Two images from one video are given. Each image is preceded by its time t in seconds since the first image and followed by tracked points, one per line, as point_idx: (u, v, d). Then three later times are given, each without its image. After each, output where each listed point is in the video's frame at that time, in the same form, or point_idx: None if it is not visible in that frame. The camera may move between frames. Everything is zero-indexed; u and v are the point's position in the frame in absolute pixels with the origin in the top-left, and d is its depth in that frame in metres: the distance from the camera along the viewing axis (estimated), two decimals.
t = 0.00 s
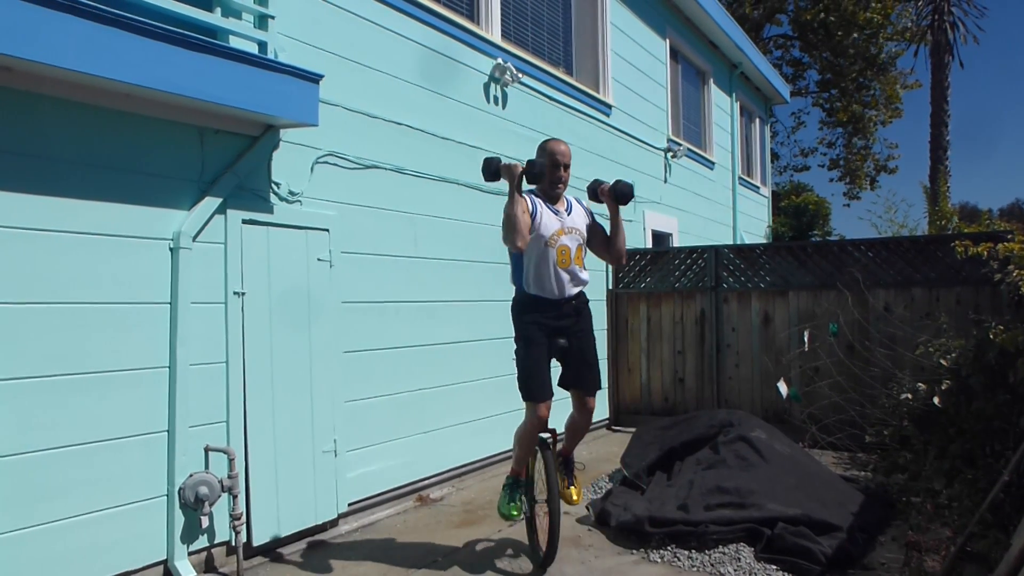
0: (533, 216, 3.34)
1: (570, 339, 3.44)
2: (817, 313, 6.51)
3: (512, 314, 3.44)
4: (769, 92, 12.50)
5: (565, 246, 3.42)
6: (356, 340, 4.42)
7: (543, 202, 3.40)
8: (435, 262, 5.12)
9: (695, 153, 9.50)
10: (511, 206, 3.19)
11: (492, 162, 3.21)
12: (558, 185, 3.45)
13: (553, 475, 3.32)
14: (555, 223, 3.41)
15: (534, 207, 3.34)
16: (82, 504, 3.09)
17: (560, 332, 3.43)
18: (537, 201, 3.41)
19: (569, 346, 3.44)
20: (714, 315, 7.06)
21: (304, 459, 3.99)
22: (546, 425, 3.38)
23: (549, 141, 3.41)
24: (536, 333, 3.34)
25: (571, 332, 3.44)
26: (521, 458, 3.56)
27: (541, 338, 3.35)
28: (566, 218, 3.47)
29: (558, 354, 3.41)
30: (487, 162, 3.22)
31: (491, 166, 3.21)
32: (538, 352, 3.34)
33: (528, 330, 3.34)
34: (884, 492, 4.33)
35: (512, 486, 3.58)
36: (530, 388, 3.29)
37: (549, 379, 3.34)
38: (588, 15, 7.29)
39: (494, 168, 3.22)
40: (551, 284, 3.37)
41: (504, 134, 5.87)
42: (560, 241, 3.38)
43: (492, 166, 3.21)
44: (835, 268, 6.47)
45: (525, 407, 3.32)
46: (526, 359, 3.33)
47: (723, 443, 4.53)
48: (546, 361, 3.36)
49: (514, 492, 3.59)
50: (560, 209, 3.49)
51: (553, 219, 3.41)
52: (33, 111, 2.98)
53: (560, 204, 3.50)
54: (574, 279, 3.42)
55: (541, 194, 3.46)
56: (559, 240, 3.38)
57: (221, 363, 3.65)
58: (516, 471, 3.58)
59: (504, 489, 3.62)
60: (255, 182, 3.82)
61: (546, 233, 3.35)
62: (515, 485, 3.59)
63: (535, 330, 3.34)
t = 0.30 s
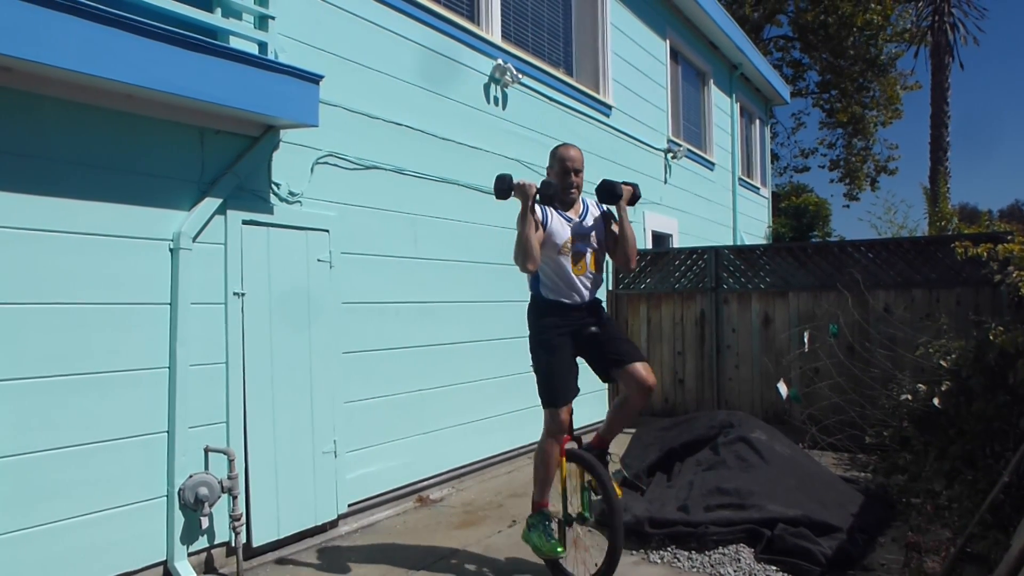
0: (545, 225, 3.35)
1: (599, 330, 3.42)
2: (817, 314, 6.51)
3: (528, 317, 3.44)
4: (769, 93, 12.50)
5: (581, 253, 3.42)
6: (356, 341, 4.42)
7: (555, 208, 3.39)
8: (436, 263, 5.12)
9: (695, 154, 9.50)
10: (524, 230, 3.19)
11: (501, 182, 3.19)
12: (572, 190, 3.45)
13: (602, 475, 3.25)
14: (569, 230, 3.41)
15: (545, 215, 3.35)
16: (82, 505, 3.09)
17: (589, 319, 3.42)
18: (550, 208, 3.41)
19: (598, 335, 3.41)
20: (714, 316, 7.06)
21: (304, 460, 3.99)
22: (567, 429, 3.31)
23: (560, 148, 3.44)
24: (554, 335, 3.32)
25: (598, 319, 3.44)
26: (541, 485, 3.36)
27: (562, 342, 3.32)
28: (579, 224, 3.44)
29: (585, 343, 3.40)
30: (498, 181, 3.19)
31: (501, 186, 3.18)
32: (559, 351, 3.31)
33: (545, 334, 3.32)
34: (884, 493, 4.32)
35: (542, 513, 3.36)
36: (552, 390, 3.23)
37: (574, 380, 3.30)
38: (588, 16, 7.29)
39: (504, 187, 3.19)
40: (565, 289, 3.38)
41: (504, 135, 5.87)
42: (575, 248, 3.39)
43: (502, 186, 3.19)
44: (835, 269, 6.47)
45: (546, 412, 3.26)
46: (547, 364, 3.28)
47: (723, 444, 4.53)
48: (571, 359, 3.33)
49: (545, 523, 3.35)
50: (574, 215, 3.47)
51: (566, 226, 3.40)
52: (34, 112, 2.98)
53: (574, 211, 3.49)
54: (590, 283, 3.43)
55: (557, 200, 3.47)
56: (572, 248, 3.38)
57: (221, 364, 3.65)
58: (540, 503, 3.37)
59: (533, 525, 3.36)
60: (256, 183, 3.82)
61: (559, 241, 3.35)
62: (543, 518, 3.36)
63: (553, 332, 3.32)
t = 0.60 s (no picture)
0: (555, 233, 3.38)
1: (620, 335, 3.33)
2: (817, 315, 6.51)
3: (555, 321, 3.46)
4: (769, 94, 12.51)
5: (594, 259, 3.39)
6: (356, 342, 4.42)
7: (566, 216, 3.43)
8: (435, 263, 5.12)
9: (695, 155, 9.51)
10: (534, 238, 3.26)
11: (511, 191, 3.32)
12: (585, 200, 3.43)
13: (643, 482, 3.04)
14: (581, 236, 3.41)
15: (557, 223, 3.39)
16: (82, 505, 3.09)
17: (609, 324, 3.33)
18: (564, 217, 3.44)
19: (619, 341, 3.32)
20: (714, 317, 7.07)
21: (304, 461, 3.99)
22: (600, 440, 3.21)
23: (574, 157, 3.43)
24: (574, 340, 3.29)
25: (619, 327, 3.34)
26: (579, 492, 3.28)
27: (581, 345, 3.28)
28: (593, 232, 3.44)
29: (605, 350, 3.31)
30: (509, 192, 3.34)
31: (511, 195, 3.32)
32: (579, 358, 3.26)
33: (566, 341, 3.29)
34: (883, 494, 4.33)
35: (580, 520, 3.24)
36: (575, 396, 3.19)
37: (599, 387, 3.22)
38: (588, 17, 7.29)
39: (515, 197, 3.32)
40: (579, 293, 3.38)
41: (504, 136, 5.87)
42: (585, 254, 3.37)
43: (513, 197, 3.32)
44: (835, 270, 6.46)
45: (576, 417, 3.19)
46: (568, 369, 3.25)
47: (723, 445, 4.53)
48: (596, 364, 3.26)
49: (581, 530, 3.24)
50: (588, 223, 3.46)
51: (578, 234, 3.41)
52: (34, 112, 2.98)
53: (588, 219, 3.48)
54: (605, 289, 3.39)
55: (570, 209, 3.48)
56: (585, 255, 3.37)
57: (221, 364, 3.65)
58: (578, 508, 3.27)
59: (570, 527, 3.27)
60: (256, 183, 3.83)
61: (568, 248, 3.37)
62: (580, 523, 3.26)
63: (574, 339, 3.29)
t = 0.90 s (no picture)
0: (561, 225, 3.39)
1: (613, 329, 3.34)
2: (816, 314, 6.51)
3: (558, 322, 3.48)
4: (768, 93, 12.51)
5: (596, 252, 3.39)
6: (356, 343, 4.43)
7: (572, 208, 3.43)
8: (435, 264, 5.13)
9: (694, 155, 9.52)
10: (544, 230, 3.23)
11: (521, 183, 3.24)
12: (590, 190, 3.44)
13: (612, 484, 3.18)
14: (586, 229, 3.41)
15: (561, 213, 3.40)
16: (83, 508, 3.09)
17: (603, 321, 3.36)
18: (569, 208, 3.44)
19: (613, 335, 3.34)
20: (714, 317, 7.07)
21: (305, 463, 3.99)
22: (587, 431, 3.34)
23: (580, 147, 3.42)
24: (573, 338, 3.35)
25: (612, 320, 3.37)
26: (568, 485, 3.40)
27: (576, 344, 3.34)
28: (598, 225, 3.44)
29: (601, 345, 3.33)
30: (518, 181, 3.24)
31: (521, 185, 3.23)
32: (575, 355, 3.33)
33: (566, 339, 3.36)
34: (884, 492, 4.33)
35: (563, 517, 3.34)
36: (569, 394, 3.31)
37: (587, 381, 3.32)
38: (587, 17, 7.29)
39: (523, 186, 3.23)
40: (582, 287, 3.40)
41: (503, 136, 5.88)
42: (589, 247, 3.38)
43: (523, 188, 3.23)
44: (835, 269, 6.45)
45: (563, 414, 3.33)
46: (562, 368, 3.34)
47: (723, 444, 4.53)
48: (587, 360, 3.35)
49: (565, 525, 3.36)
50: (593, 216, 3.47)
51: (583, 225, 3.41)
52: (33, 115, 2.99)
53: (593, 212, 3.48)
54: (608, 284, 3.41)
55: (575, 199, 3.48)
56: (588, 247, 3.38)
57: (221, 366, 3.65)
58: (564, 502, 3.38)
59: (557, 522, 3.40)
60: (255, 185, 3.83)
61: (574, 239, 3.38)
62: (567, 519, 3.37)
63: (573, 336, 3.35)
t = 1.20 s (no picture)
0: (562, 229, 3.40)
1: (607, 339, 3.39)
2: (815, 313, 6.51)
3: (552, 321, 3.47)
4: (766, 92, 12.53)
5: (596, 255, 3.41)
6: (355, 343, 4.43)
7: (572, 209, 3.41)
8: (434, 264, 5.13)
9: (693, 155, 9.53)
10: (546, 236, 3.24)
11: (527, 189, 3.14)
12: (591, 188, 3.43)
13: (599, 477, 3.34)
14: (587, 232, 3.42)
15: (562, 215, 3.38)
16: (83, 509, 3.10)
17: (598, 327, 3.40)
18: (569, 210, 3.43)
19: (606, 345, 3.40)
20: (713, 316, 7.08)
21: (304, 464, 4.00)
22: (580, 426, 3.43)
23: (580, 146, 3.41)
24: (568, 342, 3.38)
25: (608, 330, 3.41)
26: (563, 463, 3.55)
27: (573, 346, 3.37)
28: (600, 228, 3.44)
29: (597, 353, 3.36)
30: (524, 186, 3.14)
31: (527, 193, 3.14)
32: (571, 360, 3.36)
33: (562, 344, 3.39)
34: (883, 490, 4.34)
35: (558, 490, 3.52)
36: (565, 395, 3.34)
37: (585, 381, 3.36)
38: (585, 17, 7.30)
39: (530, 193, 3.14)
40: (581, 291, 3.41)
41: (501, 136, 5.88)
42: (590, 251, 3.39)
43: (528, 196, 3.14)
44: (833, 268, 6.46)
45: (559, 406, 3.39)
46: (559, 370, 3.37)
47: (723, 443, 4.55)
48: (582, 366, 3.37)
49: (559, 499, 3.53)
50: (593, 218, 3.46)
51: (584, 229, 3.41)
52: (31, 117, 2.99)
53: (594, 214, 3.48)
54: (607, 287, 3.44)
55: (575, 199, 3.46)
56: (589, 251, 3.39)
57: (221, 366, 3.65)
58: (560, 477, 3.55)
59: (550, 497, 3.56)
60: (253, 185, 3.83)
61: (575, 244, 3.39)
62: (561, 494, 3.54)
63: (568, 341, 3.38)
